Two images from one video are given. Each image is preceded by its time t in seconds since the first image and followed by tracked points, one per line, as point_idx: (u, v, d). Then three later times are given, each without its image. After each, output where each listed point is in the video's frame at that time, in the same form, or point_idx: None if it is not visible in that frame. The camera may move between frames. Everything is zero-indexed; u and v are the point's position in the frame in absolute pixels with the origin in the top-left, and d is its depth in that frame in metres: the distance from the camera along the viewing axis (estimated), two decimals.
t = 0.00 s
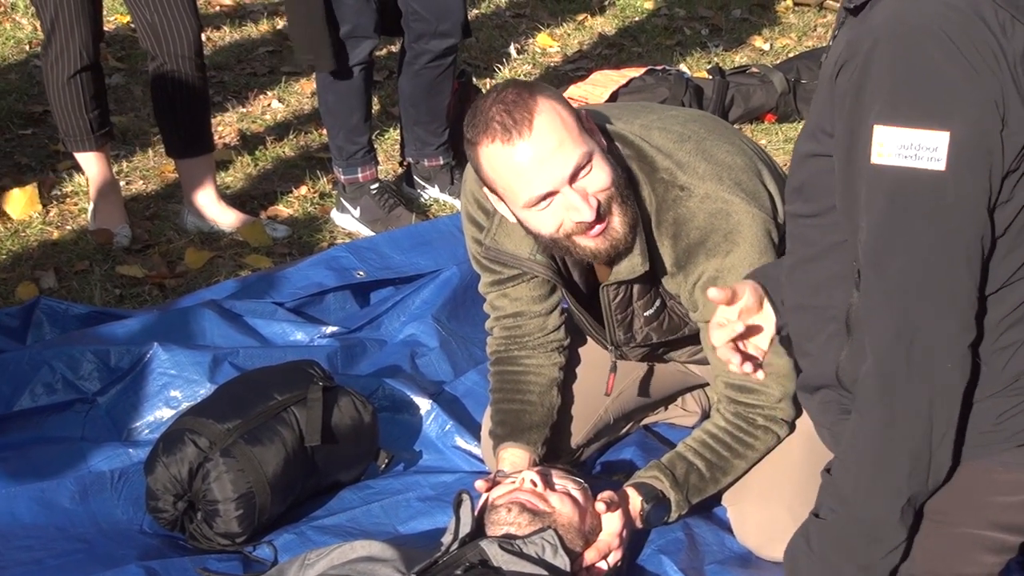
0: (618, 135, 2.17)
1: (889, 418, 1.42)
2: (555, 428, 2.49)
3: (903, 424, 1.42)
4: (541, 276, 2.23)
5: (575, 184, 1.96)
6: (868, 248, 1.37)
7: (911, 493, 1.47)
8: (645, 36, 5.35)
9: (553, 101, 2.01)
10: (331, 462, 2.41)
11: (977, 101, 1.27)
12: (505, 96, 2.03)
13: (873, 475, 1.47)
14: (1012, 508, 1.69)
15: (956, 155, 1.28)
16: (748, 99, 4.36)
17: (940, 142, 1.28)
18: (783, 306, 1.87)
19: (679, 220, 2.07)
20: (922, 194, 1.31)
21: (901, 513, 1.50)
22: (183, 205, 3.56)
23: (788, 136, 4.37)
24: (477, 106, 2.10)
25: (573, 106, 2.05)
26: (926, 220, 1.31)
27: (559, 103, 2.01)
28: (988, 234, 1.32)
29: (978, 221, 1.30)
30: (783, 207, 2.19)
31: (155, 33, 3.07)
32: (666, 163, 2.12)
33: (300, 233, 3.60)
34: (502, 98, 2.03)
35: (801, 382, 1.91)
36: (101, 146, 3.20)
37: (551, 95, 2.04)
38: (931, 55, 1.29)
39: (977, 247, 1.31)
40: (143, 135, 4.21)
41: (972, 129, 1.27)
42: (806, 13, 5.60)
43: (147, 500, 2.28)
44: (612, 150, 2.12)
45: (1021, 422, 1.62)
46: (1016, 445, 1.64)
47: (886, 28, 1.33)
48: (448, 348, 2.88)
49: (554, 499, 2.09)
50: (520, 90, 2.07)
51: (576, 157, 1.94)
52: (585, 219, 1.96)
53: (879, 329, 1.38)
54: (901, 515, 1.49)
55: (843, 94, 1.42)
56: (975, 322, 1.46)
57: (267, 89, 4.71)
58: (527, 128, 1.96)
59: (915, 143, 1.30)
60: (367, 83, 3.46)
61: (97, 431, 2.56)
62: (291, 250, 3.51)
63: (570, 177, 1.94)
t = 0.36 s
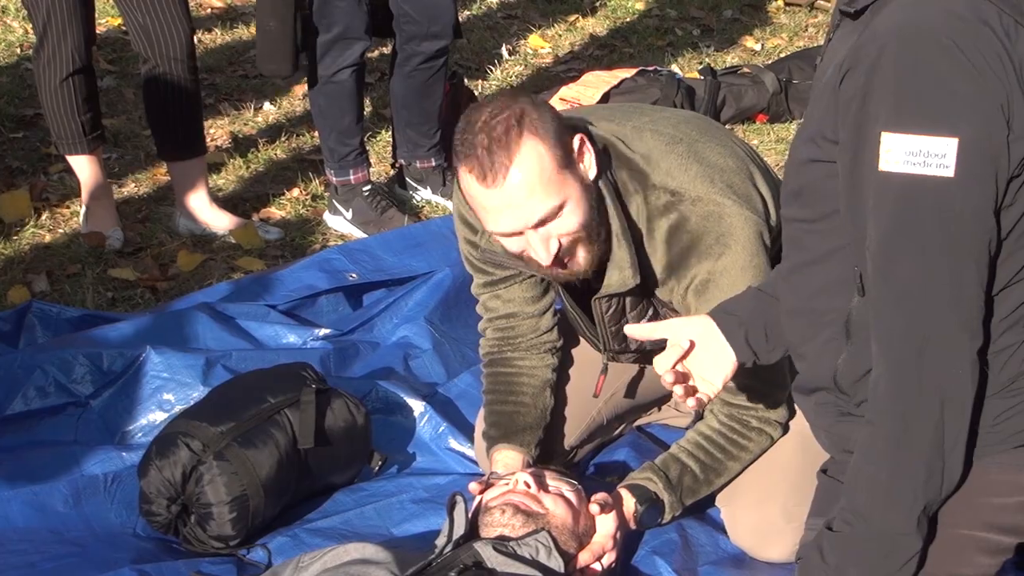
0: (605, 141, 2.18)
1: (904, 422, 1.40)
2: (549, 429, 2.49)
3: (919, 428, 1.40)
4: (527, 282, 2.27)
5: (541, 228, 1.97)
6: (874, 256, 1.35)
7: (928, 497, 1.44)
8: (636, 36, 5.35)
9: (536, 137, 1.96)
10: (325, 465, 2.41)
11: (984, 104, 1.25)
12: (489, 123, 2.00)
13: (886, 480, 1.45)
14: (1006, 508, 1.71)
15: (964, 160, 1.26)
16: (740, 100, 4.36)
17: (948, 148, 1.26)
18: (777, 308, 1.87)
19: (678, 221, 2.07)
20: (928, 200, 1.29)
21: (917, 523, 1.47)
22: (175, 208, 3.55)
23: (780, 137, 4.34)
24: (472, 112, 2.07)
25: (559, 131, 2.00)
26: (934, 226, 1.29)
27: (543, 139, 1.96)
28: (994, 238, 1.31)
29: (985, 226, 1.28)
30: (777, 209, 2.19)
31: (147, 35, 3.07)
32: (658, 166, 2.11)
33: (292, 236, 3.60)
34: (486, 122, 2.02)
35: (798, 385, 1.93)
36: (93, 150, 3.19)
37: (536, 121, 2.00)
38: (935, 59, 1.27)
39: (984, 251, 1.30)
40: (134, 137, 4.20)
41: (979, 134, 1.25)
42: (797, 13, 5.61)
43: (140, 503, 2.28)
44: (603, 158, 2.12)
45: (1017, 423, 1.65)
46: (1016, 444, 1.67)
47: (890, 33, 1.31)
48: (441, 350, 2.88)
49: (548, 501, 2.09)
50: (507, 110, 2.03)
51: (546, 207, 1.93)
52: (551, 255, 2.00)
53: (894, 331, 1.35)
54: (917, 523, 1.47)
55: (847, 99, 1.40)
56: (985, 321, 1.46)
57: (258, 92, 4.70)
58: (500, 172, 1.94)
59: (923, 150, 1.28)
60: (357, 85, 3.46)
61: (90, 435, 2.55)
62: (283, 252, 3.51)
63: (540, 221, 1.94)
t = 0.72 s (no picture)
0: (608, 150, 2.19)
1: (896, 423, 1.40)
2: (545, 429, 2.48)
3: (913, 429, 1.40)
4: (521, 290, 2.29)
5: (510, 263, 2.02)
6: (869, 254, 1.35)
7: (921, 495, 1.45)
8: (633, 36, 5.35)
9: (525, 190, 1.93)
10: (320, 464, 2.41)
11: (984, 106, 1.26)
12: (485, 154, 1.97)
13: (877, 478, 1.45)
14: (1002, 508, 1.71)
15: (961, 161, 1.26)
16: (735, 99, 4.36)
17: (944, 149, 1.26)
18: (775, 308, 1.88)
19: (684, 228, 2.07)
20: (925, 199, 1.29)
21: (908, 522, 1.48)
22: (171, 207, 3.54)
23: (776, 136, 4.35)
24: (481, 130, 2.04)
25: (551, 178, 1.96)
26: (929, 227, 1.29)
27: (532, 193, 1.93)
28: (990, 240, 1.31)
29: (981, 228, 1.29)
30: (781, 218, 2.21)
31: (143, 34, 3.06)
32: (663, 174, 2.13)
33: (288, 235, 3.60)
34: (484, 150, 1.99)
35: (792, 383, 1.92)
36: (89, 149, 3.19)
37: (530, 164, 1.95)
38: (933, 58, 1.27)
39: (980, 253, 1.30)
40: (130, 136, 4.20)
41: (976, 135, 1.26)
42: (793, 12, 5.61)
43: (136, 502, 2.28)
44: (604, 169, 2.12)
45: (1013, 422, 1.65)
46: (1011, 445, 1.67)
47: (890, 36, 1.31)
48: (437, 349, 2.88)
49: (543, 500, 2.10)
50: (507, 142, 1.99)
51: (515, 253, 1.96)
52: (514, 283, 2.06)
53: (890, 332, 1.36)
54: (909, 522, 1.47)
55: (842, 99, 1.40)
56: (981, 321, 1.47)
57: (255, 91, 4.70)
58: (477, 211, 1.95)
59: (919, 150, 1.28)
60: (353, 84, 3.45)
61: (85, 434, 2.55)
62: (279, 252, 3.51)
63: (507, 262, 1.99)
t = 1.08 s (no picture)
0: (604, 159, 2.25)
1: (886, 421, 1.47)
2: (541, 427, 2.56)
3: (900, 425, 1.47)
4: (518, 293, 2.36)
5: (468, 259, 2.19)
6: (858, 257, 1.42)
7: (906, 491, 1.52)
8: (624, 44, 5.43)
9: (478, 222, 2.03)
10: (321, 460, 2.48)
11: (970, 112, 1.31)
12: (454, 184, 2.04)
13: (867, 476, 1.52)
14: (984, 502, 1.79)
15: (947, 166, 1.32)
16: (725, 105, 4.43)
17: (930, 155, 1.32)
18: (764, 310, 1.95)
19: (682, 234, 2.14)
20: (913, 203, 1.35)
21: (899, 518, 1.55)
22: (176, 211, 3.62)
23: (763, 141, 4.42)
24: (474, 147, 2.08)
25: (508, 220, 2.02)
26: (917, 231, 1.35)
27: (485, 226, 2.03)
28: (975, 242, 1.37)
29: (968, 230, 1.35)
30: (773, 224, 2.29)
31: (147, 42, 3.13)
32: (658, 179, 2.19)
33: (290, 238, 3.67)
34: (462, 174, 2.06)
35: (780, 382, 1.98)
36: (95, 154, 3.26)
37: (493, 204, 2.02)
38: (921, 67, 1.33)
39: (966, 254, 1.36)
40: (133, 141, 4.27)
41: (961, 141, 1.31)
42: (780, 21, 5.69)
43: (142, 498, 2.35)
44: (599, 178, 2.19)
45: (996, 420, 1.72)
46: (995, 441, 1.74)
47: (876, 47, 1.36)
48: (435, 349, 2.95)
49: (537, 495, 2.17)
50: (481, 179, 2.03)
51: (466, 256, 2.13)
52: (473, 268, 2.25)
53: (878, 333, 1.42)
54: (899, 517, 1.55)
55: (832, 107, 1.46)
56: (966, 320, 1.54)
57: (255, 98, 4.78)
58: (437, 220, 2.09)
59: (906, 157, 1.34)
60: (351, 91, 3.53)
61: (94, 431, 2.61)
62: (281, 254, 3.58)
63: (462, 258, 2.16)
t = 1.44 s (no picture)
0: (597, 171, 2.40)
1: (860, 420, 1.61)
2: (539, 421, 2.71)
3: (872, 423, 1.60)
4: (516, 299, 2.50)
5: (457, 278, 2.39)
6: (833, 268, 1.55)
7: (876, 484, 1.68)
8: (617, 60, 5.59)
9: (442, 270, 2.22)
10: (331, 452, 2.63)
11: (933, 134, 1.45)
12: (420, 236, 2.19)
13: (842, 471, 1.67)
14: (955, 492, 1.96)
15: (915, 184, 1.45)
16: (711, 119, 4.59)
17: (899, 172, 1.45)
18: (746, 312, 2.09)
19: (670, 240, 2.32)
20: (883, 218, 1.48)
21: (873, 512, 1.69)
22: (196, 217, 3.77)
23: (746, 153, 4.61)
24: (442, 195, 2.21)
25: (470, 268, 2.19)
26: (887, 243, 1.48)
27: (450, 273, 2.22)
28: (940, 253, 1.51)
29: (934, 243, 1.48)
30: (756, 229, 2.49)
31: (167, 59, 3.28)
32: (649, 189, 2.36)
33: (303, 243, 3.83)
34: (429, 223, 2.19)
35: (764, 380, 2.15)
36: (119, 163, 3.42)
37: (454, 257, 2.17)
38: (890, 92, 1.46)
39: (931, 266, 1.49)
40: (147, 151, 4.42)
41: (926, 160, 1.45)
42: (764, 39, 5.86)
43: (164, 486, 2.53)
44: (591, 195, 2.34)
45: (963, 414, 1.89)
46: (961, 435, 1.91)
47: (849, 74, 1.50)
48: (438, 347, 3.11)
49: (533, 484, 2.37)
50: (443, 237, 2.17)
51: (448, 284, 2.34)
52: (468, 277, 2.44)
53: (852, 339, 1.55)
54: (873, 511, 1.69)
55: (810, 128, 1.59)
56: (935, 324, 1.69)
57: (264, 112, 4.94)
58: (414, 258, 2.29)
59: (877, 174, 1.46)
60: (360, 105, 3.69)
61: (117, 424, 2.76)
62: (295, 258, 3.73)
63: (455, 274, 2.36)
